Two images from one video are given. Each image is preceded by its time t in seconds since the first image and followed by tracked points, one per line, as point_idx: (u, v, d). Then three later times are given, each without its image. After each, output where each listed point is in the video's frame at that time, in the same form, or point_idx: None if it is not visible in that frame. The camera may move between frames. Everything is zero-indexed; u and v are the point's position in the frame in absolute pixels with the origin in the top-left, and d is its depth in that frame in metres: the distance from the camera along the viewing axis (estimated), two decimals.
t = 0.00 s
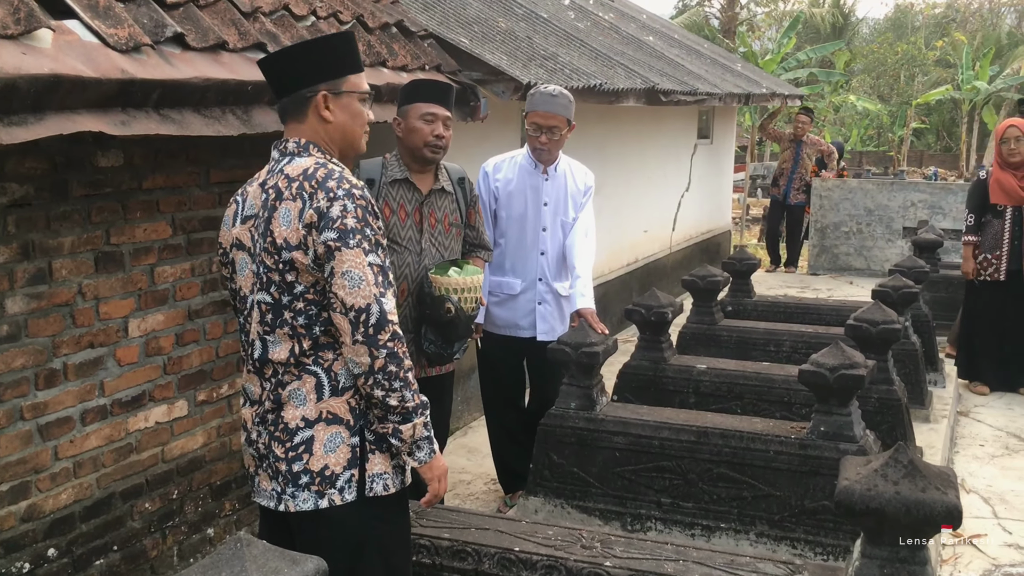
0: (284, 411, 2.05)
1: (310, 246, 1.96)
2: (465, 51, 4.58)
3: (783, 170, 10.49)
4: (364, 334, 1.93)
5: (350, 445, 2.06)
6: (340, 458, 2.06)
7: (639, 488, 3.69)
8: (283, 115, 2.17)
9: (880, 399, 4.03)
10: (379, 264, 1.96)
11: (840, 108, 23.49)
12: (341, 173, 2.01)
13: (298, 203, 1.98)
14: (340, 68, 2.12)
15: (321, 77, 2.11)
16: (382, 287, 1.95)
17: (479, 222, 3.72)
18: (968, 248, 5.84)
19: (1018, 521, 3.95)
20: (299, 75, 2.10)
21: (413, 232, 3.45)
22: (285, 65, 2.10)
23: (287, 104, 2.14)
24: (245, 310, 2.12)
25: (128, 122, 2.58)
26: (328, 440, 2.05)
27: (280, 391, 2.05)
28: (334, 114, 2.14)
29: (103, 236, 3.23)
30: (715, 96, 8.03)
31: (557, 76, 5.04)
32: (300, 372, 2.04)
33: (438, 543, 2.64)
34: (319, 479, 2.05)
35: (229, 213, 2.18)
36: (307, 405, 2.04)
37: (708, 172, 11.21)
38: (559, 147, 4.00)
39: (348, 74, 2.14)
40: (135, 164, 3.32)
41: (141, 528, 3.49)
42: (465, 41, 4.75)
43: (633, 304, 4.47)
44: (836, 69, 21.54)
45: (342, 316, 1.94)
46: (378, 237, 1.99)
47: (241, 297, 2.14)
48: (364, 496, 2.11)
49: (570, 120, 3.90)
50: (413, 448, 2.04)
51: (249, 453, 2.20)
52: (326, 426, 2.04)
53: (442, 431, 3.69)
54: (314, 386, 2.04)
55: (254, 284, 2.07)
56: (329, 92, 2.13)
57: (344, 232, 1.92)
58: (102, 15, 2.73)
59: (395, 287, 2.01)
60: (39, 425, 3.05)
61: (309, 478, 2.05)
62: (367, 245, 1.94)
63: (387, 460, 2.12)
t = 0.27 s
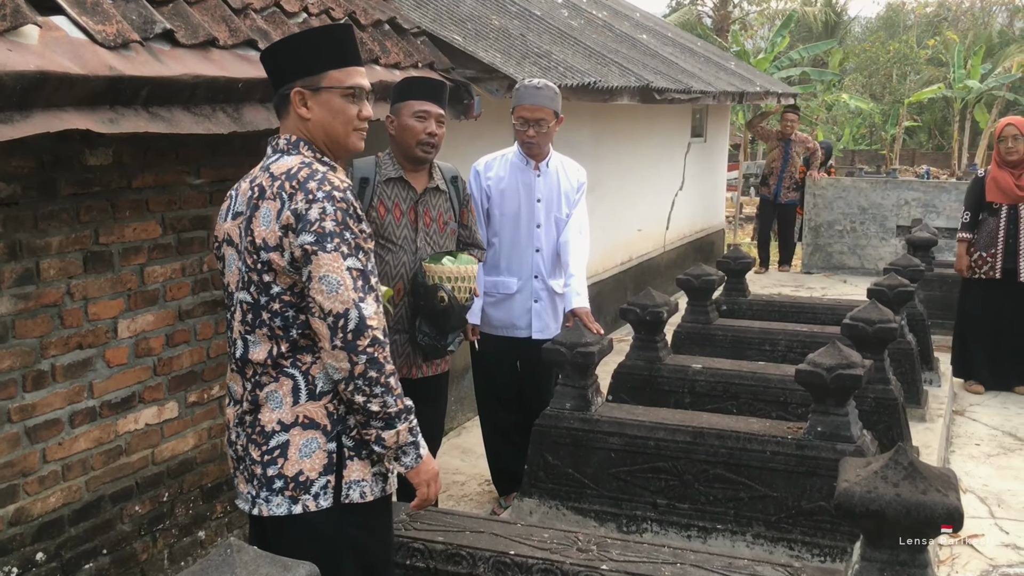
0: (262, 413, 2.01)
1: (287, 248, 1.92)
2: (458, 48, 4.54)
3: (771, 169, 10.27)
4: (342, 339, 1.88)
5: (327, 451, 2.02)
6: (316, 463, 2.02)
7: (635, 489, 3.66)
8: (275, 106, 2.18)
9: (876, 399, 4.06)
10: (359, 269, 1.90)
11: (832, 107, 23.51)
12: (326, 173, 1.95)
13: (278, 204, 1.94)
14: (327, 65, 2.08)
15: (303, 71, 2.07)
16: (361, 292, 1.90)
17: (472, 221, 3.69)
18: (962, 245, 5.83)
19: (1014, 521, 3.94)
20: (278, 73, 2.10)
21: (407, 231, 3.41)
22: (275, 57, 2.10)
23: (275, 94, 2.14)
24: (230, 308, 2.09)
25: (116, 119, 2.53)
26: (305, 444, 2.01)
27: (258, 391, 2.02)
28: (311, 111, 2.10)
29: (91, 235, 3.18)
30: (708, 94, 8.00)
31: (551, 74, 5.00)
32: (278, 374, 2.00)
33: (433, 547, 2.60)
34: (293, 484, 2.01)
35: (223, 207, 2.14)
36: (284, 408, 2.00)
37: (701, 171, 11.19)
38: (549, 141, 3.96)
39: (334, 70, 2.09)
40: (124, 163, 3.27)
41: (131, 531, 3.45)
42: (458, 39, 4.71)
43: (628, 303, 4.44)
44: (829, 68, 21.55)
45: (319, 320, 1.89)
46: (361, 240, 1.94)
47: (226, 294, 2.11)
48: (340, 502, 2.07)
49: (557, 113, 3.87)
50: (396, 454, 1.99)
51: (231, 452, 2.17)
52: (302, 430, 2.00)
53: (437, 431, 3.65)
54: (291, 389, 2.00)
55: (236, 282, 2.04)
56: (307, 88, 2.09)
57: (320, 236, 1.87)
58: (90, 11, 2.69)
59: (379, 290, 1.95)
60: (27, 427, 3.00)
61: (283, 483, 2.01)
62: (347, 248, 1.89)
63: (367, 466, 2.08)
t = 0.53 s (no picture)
0: (227, 421, 1.97)
1: (251, 250, 1.88)
2: (454, 47, 4.51)
3: (764, 168, 10.06)
4: (300, 346, 1.83)
5: (295, 459, 1.97)
6: (284, 471, 1.98)
7: (632, 491, 3.64)
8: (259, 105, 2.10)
9: (875, 401, 4.12)
10: (323, 274, 1.86)
11: (827, 106, 23.53)
12: (296, 175, 1.91)
13: (245, 205, 1.90)
14: (325, 67, 2.05)
15: (302, 70, 2.03)
16: (323, 299, 1.84)
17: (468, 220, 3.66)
18: (962, 244, 5.82)
19: (1013, 522, 3.92)
20: (273, 71, 2.04)
21: (405, 231, 3.39)
22: (264, 54, 2.04)
23: (264, 93, 2.07)
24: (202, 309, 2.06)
25: (108, 118, 2.50)
26: (272, 452, 1.97)
27: (224, 396, 1.98)
28: (307, 112, 2.06)
29: (83, 236, 3.15)
30: (705, 94, 7.98)
31: (547, 73, 4.98)
32: (242, 381, 1.96)
33: (429, 551, 2.58)
34: (261, 492, 1.97)
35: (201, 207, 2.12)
36: (250, 415, 1.96)
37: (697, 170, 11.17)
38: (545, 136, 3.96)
39: (330, 73, 2.06)
40: (116, 162, 3.24)
41: (124, 534, 3.41)
42: (454, 37, 4.68)
43: (625, 303, 4.41)
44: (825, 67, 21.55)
45: (279, 326, 1.85)
46: (327, 246, 1.88)
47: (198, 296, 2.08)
48: (310, 511, 2.02)
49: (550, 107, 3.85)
50: (353, 468, 1.93)
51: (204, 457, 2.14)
52: (268, 438, 1.95)
53: (434, 432, 3.63)
54: (257, 396, 1.95)
55: (205, 284, 2.01)
56: (304, 89, 2.05)
57: (284, 239, 1.83)
58: (81, 8, 2.65)
59: (344, 298, 1.89)
60: (18, 430, 2.97)
61: (251, 492, 1.97)
62: (310, 254, 1.84)
63: (335, 475, 2.03)
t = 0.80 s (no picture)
0: (198, 426, 1.91)
1: (229, 248, 1.83)
2: (454, 44, 4.48)
3: (762, 169, 9.86)
4: (273, 349, 1.79)
5: (271, 464, 1.93)
6: (260, 476, 1.93)
7: (634, 492, 3.61)
8: (249, 108, 1.98)
9: (879, 400, 4.11)
10: (301, 276, 1.82)
11: (826, 106, 23.50)
12: (277, 172, 1.86)
13: (223, 202, 1.85)
14: (320, 64, 2.02)
15: (307, 75, 1.98)
16: (298, 302, 1.80)
17: (468, 218, 3.63)
18: (966, 243, 5.79)
19: (1018, 522, 3.89)
20: (282, 71, 1.95)
21: (406, 229, 3.36)
22: (264, 59, 1.93)
23: (263, 98, 1.97)
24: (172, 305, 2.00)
25: (105, 113, 2.47)
26: (248, 456, 1.93)
27: (194, 400, 1.91)
28: (309, 114, 2.04)
29: (80, 233, 3.11)
30: (706, 92, 7.96)
31: (548, 71, 4.94)
32: (215, 385, 1.90)
33: (431, 552, 2.54)
34: (237, 499, 1.93)
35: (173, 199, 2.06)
36: (223, 419, 1.91)
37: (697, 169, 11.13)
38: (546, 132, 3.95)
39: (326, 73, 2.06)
40: (113, 159, 3.20)
41: (121, 534, 3.38)
42: (454, 34, 4.65)
43: (626, 302, 4.38)
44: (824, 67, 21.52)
45: (253, 328, 1.80)
46: (306, 247, 1.84)
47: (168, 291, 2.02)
48: (290, 515, 1.99)
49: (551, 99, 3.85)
50: (319, 478, 1.88)
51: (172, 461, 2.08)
52: (243, 443, 1.91)
53: (435, 431, 3.59)
54: (230, 400, 1.90)
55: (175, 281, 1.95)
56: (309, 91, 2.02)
57: (262, 238, 1.78)
58: (78, 2, 2.62)
59: (319, 300, 1.85)
60: (14, 430, 2.93)
61: (226, 499, 1.93)
62: (288, 255, 1.80)
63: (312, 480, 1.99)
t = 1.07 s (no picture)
0: (200, 433, 1.86)
1: (226, 250, 1.78)
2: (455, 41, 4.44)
3: (766, 169, 9.75)
4: (278, 350, 1.75)
5: (275, 468, 1.91)
6: (264, 482, 1.90)
7: (637, 493, 3.57)
8: (226, 100, 1.92)
9: (884, 400, 4.08)
10: (301, 274, 1.79)
11: (828, 106, 23.45)
12: (269, 167, 1.82)
13: (216, 201, 1.79)
14: (297, 50, 1.97)
15: (285, 62, 1.93)
16: (301, 301, 1.77)
17: (470, 216, 3.59)
18: (972, 243, 5.74)
19: None
20: (263, 60, 1.89)
21: (409, 228, 3.32)
22: (245, 49, 1.87)
23: (240, 89, 1.91)
24: (158, 310, 1.94)
25: (100, 108, 2.43)
26: (251, 462, 1.89)
27: (192, 408, 1.86)
28: (289, 102, 1.98)
29: (77, 230, 3.08)
30: (708, 91, 7.92)
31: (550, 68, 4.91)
32: (216, 391, 1.86)
33: (431, 553, 2.50)
34: (242, 506, 1.89)
35: (152, 200, 1.99)
36: (226, 425, 1.86)
37: (699, 169, 11.09)
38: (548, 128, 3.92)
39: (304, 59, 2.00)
40: (110, 155, 3.17)
41: (118, 535, 3.34)
42: (456, 31, 4.61)
43: (629, 301, 4.34)
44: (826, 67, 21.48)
45: (256, 330, 1.76)
46: (304, 244, 1.81)
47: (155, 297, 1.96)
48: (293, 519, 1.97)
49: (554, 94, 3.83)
50: (332, 477, 1.86)
51: (162, 471, 2.01)
52: (247, 448, 1.87)
53: (436, 431, 3.56)
54: (233, 405, 1.86)
55: (165, 286, 1.89)
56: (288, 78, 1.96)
57: (260, 238, 1.74)
58: None
59: (319, 298, 1.83)
60: (8, 429, 2.89)
61: (231, 506, 1.88)
62: (288, 254, 1.76)
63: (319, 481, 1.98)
